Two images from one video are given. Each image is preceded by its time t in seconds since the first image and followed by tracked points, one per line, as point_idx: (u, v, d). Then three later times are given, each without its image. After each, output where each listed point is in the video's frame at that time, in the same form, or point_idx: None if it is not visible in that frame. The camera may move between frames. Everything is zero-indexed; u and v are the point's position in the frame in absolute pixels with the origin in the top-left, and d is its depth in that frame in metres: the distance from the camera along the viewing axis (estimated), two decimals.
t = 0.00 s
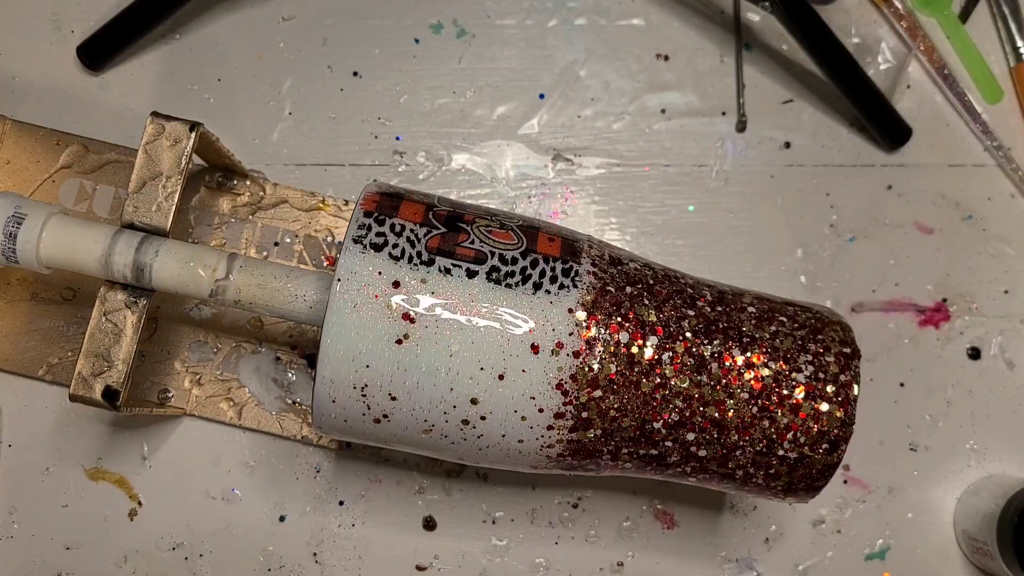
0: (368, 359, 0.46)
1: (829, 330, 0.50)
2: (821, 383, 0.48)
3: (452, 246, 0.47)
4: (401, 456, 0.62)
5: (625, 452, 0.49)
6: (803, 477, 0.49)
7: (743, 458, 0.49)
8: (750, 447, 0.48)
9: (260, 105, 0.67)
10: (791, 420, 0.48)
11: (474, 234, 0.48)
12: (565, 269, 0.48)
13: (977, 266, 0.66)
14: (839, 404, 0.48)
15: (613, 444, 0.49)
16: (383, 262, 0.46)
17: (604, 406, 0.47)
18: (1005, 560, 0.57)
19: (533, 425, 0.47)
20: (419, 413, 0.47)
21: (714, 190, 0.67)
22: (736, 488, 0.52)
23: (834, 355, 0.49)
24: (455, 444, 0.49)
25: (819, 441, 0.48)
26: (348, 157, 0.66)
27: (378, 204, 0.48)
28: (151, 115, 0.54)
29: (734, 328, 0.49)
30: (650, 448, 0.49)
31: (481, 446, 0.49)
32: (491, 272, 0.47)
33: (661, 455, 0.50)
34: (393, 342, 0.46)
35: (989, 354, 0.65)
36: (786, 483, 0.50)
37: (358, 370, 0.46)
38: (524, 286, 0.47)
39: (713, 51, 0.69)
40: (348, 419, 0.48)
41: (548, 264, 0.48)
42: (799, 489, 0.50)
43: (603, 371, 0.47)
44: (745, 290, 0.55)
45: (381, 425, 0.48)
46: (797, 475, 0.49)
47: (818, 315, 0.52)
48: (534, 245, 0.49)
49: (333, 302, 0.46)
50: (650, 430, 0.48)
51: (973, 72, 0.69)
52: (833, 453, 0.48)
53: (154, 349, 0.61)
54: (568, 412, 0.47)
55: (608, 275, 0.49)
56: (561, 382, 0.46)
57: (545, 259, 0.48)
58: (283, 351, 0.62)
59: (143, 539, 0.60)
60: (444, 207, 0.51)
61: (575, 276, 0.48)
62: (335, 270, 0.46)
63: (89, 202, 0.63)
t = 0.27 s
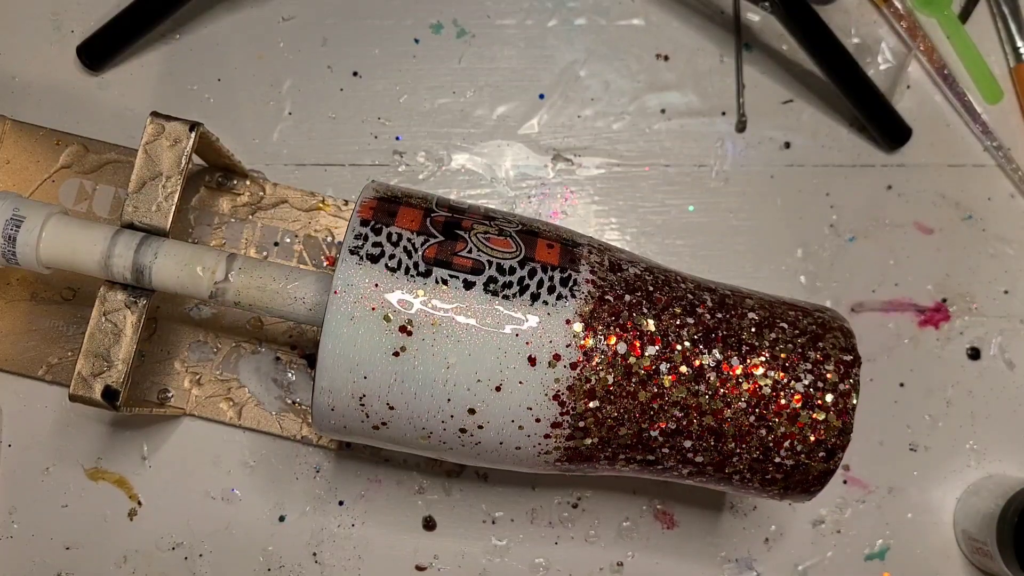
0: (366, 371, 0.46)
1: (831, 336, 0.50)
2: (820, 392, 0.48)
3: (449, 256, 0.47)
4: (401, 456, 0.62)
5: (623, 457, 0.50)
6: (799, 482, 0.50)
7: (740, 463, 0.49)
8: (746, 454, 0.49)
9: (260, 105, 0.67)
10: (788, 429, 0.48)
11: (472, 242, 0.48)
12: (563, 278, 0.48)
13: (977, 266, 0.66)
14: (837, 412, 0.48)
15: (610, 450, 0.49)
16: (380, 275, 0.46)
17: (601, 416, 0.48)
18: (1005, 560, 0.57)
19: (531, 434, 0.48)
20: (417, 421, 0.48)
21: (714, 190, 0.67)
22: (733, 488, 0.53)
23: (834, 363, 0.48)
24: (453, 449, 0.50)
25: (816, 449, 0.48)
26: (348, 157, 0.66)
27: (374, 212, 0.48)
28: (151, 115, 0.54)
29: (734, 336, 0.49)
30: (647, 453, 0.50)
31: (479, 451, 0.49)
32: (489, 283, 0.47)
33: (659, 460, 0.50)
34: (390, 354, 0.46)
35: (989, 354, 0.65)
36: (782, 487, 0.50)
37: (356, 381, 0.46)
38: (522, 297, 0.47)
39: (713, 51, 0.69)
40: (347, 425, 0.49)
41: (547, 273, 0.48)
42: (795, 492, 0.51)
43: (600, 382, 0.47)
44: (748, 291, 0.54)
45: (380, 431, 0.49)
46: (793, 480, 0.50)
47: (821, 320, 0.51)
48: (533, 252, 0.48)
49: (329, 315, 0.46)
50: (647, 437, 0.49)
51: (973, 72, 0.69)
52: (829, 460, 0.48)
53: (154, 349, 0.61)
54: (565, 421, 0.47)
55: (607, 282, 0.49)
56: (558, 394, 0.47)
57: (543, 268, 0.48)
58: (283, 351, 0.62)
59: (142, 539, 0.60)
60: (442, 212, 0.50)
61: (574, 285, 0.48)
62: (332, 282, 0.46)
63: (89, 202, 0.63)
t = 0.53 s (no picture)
0: (364, 382, 0.46)
1: (832, 343, 0.49)
2: (818, 401, 0.48)
3: (446, 266, 0.47)
4: (401, 456, 0.62)
5: (621, 461, 0.51)
6: (796, 487, 0.50)
7: (737, 469, 0.49)
8: (744, 459, 0.49)
9: (260, 105, 0.67)
10: (786, 436, 0.48)
11: (470, 251, 0.48)
12: (562, 287, 0.47)
13: (977, 266, 0.66)
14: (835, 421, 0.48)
15: (608, 455, 0.50)
16: (377, 286, 0.46)
17: (598, 424, 0.48)
18: (1005, 560, 0.57)
19: (529, 441, 0.48)
20: (416, 428, 0.48)
21: (714, 190, 0.67)
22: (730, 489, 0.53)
23: (834, 372, 0.48)
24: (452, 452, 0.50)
25: (813, 456, 0.48)
26: (348, 157, 0.66)
27: (372, 220, 0.47)
28: (151, 115, 0.54)
29: (733, 344, 0.48)
30: (645, 458, 0.50)
31: (478, 455, 0.50)
32: (486, 294, 0.46)
33: (656, 464, 0.51)
34: (388, 366, 0.46)
35: (989, 354, 0.65)
36: (779, 490, 0.51)
37: (355, 391, 0.47)
38: (520, 309, 0.46)
39: (713, 51, 0.69)
40: (348, 430, 0.50)
41: (545, 283, 0.47)
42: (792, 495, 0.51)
43: (598, 392, 0.47)
44: (749, 294, 0.54)
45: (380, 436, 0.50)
46: (790, 485, 0.50)
47: (822, 326, 0.51)
48: (532, 261, 0.48)
49: (326, 327, 0.46)
50: (645, 444, 0.49)
51: (973, 72, 0.69)
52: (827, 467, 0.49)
53: (154, 349, 0.61)
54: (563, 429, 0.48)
55: (606, 290, 0.48)
56: (556, 404, 0.47)
57: (542, 277, 0.47)
58: (283, 351, 0.62)
59: (142, 539, 0.60)
60: (441, 218, 0.49)
61: (573, 295, 0.47)
62: (329, 295, 0.46)
63: (89, 202, 0.63)
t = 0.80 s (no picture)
0: (362, 391, 0.47)
1: (833, 350, 0.49)
2: (817, 409, 0.48)
3: (443, 277, 0.46)
4: (401, 456, 0.62)
5: (618, 465, 0.51)
6: (792, 490, 0.51)
7: (733, 473, 0.50)
8: (741, 465, 0.49)
9: (260, 105, 0.67)
10: (783, 444, 0.48)
11: (467, 261, 0.47)
12: (560, 297, 0.47)
13: (977, 266, 0.66)
14: (833, 429, 0.48)
15: (606, 459, 0.50)
16: (374, 298, 0.46)
17: (596, 432, 0.48)
18: (1005, 560, 0.57)
19: (527, 448, 0.48)
20: (415, 434, 0.49)
21: (714, 190, 0.67)
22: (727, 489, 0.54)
23: (834, 380, 0.48)
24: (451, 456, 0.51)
25: (810, 463, 0.48)
26: (348, 157, 0.66)
27: (369, 229, 0.47)
28: (151, 115, 0.54)
29: (732, 352, 0.48)
30: (643, 461, 0.50)
31: (477, 459, 0.50)
32: (483, 306, 0.46)
33: (654, 467, 0.51)
34: (385, 377, 0.46)
35: (989, 354, 0.65)
36: (775, 493, 0.51)
37: (353, 400, 0.47)
38: (518, 321, 0.46)
39: (713, 51, 0.69)
40: (348, 434, 0.50)
41: (543, 293, 0.47)
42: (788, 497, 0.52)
43: (595, 402, 0.47)
44: (751, 297, 0.53)
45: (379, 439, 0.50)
46: (786, 489, 0.50)
47: (824, 332, 0.50)
48: (530, 270, 0.48)
49: (324, 338, 0.46)
50: (642, 450, 0.49)
51: (973, 72, 0.69)
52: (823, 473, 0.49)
53: (154, 349, 0.61)
54: (560, 437, 0.48)
55: (605, 298, 0.48)
56: (553, 414, 0.47)
57: (539, 287, 0.47)
58: (283, 351, 0.62)
59: (142, 539, 0.60)
60: (438, 225, 0.49)
61: (570, 305, 0.47)
62: (326, 307, 0.46)
63: (89, 202, 0.63)
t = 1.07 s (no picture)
0: (361, 400, 0.47)
1: (834, 358, 0.49)
2: (815, 418, 0.48)
3: (441, 288, 0.46)
4: (401, 456, 0.62)
5: (617, 468, 0.52)
6: (788, 493, 0.51)
7: (731, 477, 0.50)
8: (738, 470, 0.50)
9: (260, 105, 0.67)
10: (781, 451, 0.48)
11: (465, 270, 0.47)
12: (558, 308, 0.47)
13: (977, 266, 0.66)
14: (831, 437, 0.48)
15: (604, 463, 0.51)
16: (371, 310, 0.46)
17: (594, 439, 0.49)
18: (1005, 561, 0.57)
19: (525, 453, 0.49)
20: (414, 439, 0.49)
21: (714, 190, 0.67)
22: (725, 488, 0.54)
23: (833, 389, 0.48)
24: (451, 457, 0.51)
25: (807, 469, 0.49)
26: (348, 157, 0.66)
27: (366, 239, 0.47)
28: (151, 115, 0.54)
29: (731, 361, 0.48)
30: (641, 464, 0.51)
31: (476, 461, 0.51)
32: (481, 318, 0.46)
33: (652, 470, 0.51)
34: (383, 387, 0.47)
35: (989, 354, 0.65)
36: (772, 495, 0.52)
37: (353, 408, 0.48)
38: (515, 333, 0.46)
39: (713, 51, 0.69)
40: (348, 437, 0.51)
41: (541, 303, 0.47)
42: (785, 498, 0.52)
43: (593, 412, 0.47)
44: (753, 301, 0.52)
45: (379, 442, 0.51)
46: (783, 492, 0.51)
47: (825, 339, 0.50)
48: (528, 280, 0.47)
49: (322, 349, 0.46)
50: (640, 454, 0.50)
51: (973, 72, 0.69)
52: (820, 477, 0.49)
53: (154, 349, 0.61)
54: (559, 444, 0.48)
55: (603, 308, 0.48)
56: (551, 423, 0.47)
57: (537, 298, 0.47)
58: (283, 351, 0.62)
59: (142, 539, 0.60)
60: (436, 232, 0.48)
61: (568, 315, 0.47)
62: (324, 319, 0.46)
63: (89, 202, 0.63)
